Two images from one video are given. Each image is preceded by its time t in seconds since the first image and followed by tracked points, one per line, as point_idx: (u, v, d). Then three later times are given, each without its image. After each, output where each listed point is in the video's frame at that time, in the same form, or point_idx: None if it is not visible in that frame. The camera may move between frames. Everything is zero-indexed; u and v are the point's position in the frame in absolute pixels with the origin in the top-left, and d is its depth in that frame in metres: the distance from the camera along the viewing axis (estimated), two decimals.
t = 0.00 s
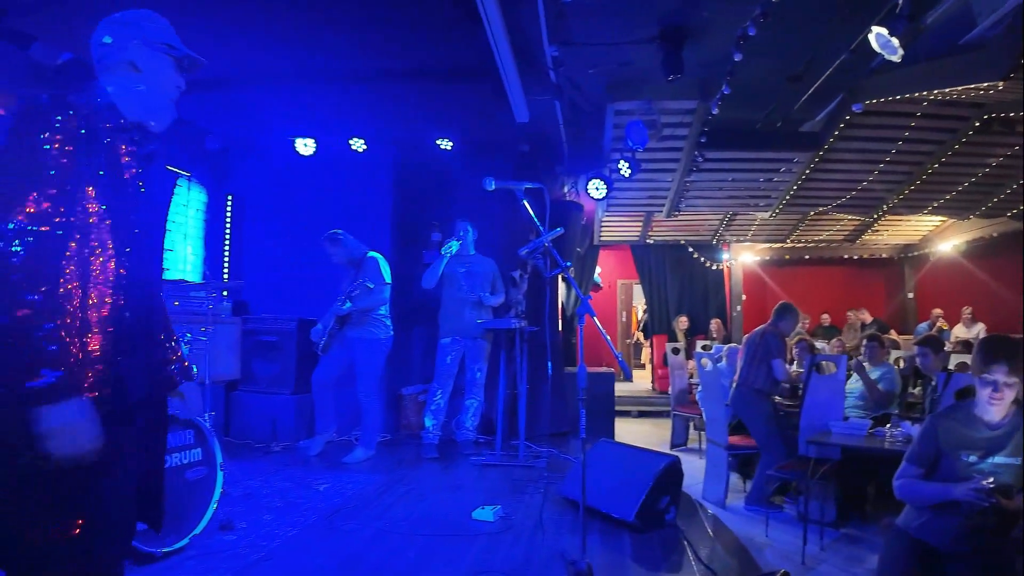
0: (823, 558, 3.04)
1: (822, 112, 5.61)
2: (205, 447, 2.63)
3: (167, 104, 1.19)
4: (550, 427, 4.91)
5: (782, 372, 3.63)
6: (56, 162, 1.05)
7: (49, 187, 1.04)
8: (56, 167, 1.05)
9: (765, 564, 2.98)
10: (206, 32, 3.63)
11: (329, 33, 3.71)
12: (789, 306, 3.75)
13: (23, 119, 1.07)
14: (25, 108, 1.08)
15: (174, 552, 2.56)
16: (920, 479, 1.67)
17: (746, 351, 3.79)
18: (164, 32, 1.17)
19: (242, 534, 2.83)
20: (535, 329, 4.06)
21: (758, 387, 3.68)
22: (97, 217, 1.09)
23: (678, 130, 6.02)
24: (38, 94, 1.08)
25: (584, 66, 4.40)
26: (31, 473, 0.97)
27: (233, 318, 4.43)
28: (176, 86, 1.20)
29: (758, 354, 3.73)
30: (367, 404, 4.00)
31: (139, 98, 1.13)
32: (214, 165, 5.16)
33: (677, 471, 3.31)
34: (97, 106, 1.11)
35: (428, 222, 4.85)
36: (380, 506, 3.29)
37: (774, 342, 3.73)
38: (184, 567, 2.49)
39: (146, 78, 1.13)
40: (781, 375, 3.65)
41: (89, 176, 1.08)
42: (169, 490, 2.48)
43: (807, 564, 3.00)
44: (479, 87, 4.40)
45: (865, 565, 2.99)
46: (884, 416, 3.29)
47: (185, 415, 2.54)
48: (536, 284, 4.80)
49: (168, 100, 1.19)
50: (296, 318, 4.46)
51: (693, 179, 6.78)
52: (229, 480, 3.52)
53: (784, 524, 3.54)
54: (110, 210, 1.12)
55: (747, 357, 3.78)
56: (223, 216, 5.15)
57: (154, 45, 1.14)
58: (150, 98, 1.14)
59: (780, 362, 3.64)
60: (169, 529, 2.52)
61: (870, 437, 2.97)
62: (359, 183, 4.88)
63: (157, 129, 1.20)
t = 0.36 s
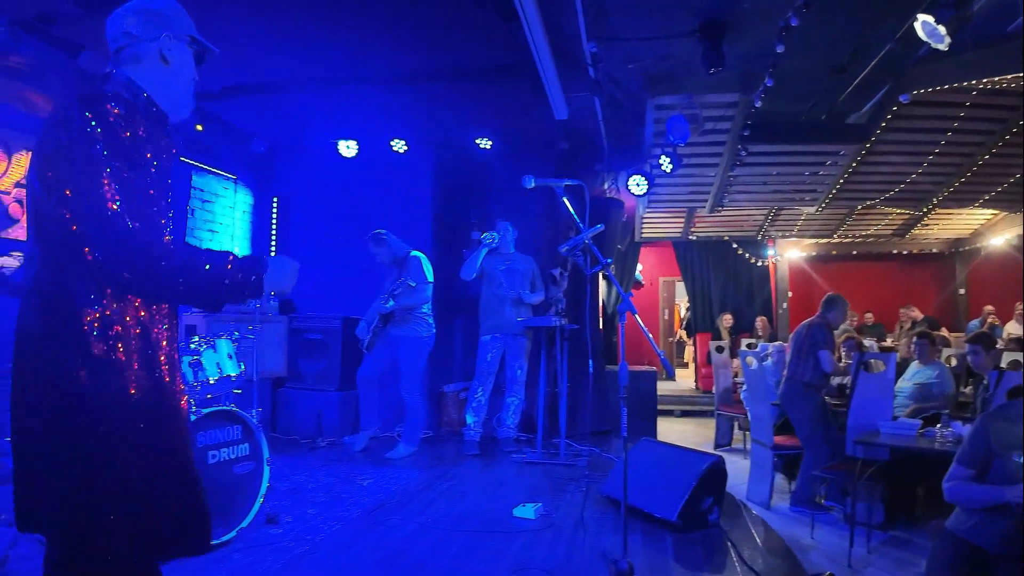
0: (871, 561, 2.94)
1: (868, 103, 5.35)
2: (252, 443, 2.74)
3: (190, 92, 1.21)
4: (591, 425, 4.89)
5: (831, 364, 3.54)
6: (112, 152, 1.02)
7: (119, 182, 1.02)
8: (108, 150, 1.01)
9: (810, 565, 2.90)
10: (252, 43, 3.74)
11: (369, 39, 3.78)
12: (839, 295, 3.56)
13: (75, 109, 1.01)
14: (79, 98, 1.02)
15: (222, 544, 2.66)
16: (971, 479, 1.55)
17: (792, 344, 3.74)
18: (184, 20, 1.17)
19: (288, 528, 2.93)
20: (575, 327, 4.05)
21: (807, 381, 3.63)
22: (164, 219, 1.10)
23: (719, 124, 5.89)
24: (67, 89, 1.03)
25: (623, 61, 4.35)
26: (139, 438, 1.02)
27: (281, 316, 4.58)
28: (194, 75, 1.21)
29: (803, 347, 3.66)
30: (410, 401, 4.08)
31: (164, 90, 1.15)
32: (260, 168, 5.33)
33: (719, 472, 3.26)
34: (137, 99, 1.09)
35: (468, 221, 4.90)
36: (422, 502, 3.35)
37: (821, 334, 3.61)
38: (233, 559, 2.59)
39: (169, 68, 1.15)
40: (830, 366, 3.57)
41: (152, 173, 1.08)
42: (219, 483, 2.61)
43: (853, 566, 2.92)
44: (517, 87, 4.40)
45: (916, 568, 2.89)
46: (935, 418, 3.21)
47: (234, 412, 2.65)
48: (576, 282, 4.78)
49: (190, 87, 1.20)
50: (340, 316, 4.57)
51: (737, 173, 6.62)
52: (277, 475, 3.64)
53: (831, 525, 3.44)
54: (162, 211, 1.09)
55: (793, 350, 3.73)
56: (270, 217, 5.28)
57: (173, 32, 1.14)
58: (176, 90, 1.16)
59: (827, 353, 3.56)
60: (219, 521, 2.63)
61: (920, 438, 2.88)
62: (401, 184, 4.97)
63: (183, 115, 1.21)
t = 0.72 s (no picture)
0: (917, 565, 2.84)
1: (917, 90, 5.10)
2: (297, 439, 2.84)
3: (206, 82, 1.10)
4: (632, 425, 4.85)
5: (889, 361, 3.40)
6: (126, 147, 0.89)
7: (134, 177, 0.89)
8: (121, 141, 0.89)
9: (853, 567, 2.81)
10: (294, 51, 3.85)
11: (405, 43, 3.83)
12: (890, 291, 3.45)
13: (82, 101, 0.90)
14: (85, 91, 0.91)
15: (267, 538, 2.74)
16: None
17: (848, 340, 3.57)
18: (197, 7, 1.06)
19: (332, 523, 3.01)
20: (615, 326, 4.01)
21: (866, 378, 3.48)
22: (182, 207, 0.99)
23: (761, 118, 5.76)
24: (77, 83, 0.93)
25: (662, 56, 4.26)
26: (155, 451, 0.88)
27: (324, 316, 4.71)
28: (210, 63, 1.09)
29: (862, 343, 3.50)
30: (451, 399, 4.14)
31: (179, 78, 1.04)
32: (304, 171, 5.48)
33: (763, 472, 3.18)
34: (151, 90, 0.98)
35: (507, 220, 4.92)
36: (464, 500, 3.39)
37: (879, 329, 3.47)
38: (278, 552, 2.68)
39: (185, 57, 1.04)
40: (888, 364, 3.41)
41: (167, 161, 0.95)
42: (267, 477, 2.73)
43: (899, 571, 2.81)
44: (554, 86, 4.39)
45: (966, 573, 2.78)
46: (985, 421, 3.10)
47: (279, 409, 2.75)
48: (615, 280, 4.74)
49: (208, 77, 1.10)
50: (382, 315, 4.67)
51: (780, 168, 6.44)
52: (322, 470, 3.74)
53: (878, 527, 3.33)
54: (181, 202, 0.97)
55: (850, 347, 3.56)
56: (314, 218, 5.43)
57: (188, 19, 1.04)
58: (193, 82, 1.06)
59: (887, 352, 3.41)
60: (263, 515, 2.74)
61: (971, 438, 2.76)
62: (440, 184, 5.03)
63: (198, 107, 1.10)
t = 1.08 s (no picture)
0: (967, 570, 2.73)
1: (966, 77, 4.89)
2: (341, 437, 2.95)
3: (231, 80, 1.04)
4: (672, 425, 4.79)
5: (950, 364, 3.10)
6: (149, 162, 0.87)
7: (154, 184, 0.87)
8: (149, 152, 0.88)
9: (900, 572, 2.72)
10: (336, 58, 3.93)
11: (443, 48, 3.86)
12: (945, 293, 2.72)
13: (112, 109, 0.88)
14: (115, 90, 0.90)
15: (311, 534, 2.82)
16: None
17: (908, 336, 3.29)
18: (211, 0, 1.00)
19: (373, 519, 3.08)
20: (655, 326, 3.95)
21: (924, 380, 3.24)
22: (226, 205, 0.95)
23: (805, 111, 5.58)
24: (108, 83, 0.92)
25: (702, 51, 4.19)
26: (169, 444, 0.87)
27: (365, 315, 4.81)
28: (233, 57, 1.03)
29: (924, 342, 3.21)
30: (489, 398, 4.18)
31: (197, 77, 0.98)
32: (345, 172, 5.61)
33: (807, 475, 3.10)
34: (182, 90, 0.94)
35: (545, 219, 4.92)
36: (503, 498, 3.42)
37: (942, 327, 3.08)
38: (322, 546, 2.76)
39: (201, 55, 0.98)
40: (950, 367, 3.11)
41: (195, 162, 0.91)
42: (313, 474, 2.83)
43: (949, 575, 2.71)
44: (592, 84, 4.36)
45: None
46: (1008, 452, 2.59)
47: (322, 407, 2.84)
48: (655, 279, 4.67)
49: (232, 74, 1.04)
50: (422, 314, 4.75)
51: (824, 162, 6.22)
52: (363, 467, 3.83)
53: (927, 531, 3.20)
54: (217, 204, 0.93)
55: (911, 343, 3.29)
56: (355, 219, 5.55)
57: (201, 13, 0.98)
58: (216, 80, 1.00)
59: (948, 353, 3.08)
60: (305, 512, 2.82)
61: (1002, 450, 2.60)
62: (477, 186, 5.07)
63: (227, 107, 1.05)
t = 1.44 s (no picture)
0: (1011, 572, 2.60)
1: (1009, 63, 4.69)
2: (372, 432, 3.02)
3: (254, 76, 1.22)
4: (705, 423, 4.73)
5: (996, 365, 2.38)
6: (166, 160, 1.01)
7: (177, 185, 1.01)
8: (164, 147, 1.01)
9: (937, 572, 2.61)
10: (365, 61, 3.99)
11: (469, 49, 3.87)
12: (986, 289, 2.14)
13: (137, 112, 1.01)
14: (138, 99, 1.02)
15: (344, 528, 2.89)
16: None
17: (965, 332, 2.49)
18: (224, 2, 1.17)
19: (405, 515, 3.14)
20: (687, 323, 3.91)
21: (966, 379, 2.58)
22: (243, 200, 1.11)
23: (838, 103, 5.44)
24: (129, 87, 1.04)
25: (733, 44, 4.12)
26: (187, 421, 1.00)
27: (396, 313, 4.89)
28: (254, 53, 1.21)
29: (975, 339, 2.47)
30: (519, 396, 4.19)
31: (221, 72, 1.16)
32: (376, 173, 5.69)
33: (841, 474, 3.05)
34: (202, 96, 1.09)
35: (575, 216, 4.91)
36: (533, 496, 3.43)
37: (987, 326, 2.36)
38: (355, 541, 2.82)
39: (221, 53, 1.16)
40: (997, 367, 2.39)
41: (208, 165, 1.07)
42: (346, 469, 2.90)
43: None
44: (622, 80, 4.33)
45: None
46: None
47: (354, 402, 2.91)
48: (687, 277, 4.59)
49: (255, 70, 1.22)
50: (452, 312, 4.79)
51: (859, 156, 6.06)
52: (396, 463, 3.89)
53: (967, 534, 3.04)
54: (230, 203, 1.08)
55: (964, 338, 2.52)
56: (385, 219, 5.63)
57: (222, 14, 1.15)
58: (238, 77, 1.18)
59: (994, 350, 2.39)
60: (337, 507, 2.87)
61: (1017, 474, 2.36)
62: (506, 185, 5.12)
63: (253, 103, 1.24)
